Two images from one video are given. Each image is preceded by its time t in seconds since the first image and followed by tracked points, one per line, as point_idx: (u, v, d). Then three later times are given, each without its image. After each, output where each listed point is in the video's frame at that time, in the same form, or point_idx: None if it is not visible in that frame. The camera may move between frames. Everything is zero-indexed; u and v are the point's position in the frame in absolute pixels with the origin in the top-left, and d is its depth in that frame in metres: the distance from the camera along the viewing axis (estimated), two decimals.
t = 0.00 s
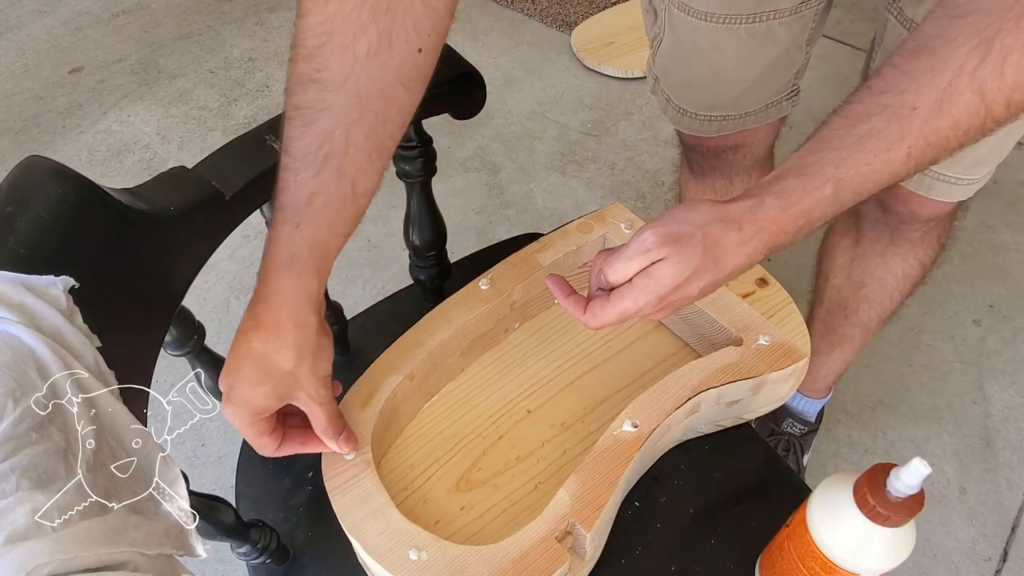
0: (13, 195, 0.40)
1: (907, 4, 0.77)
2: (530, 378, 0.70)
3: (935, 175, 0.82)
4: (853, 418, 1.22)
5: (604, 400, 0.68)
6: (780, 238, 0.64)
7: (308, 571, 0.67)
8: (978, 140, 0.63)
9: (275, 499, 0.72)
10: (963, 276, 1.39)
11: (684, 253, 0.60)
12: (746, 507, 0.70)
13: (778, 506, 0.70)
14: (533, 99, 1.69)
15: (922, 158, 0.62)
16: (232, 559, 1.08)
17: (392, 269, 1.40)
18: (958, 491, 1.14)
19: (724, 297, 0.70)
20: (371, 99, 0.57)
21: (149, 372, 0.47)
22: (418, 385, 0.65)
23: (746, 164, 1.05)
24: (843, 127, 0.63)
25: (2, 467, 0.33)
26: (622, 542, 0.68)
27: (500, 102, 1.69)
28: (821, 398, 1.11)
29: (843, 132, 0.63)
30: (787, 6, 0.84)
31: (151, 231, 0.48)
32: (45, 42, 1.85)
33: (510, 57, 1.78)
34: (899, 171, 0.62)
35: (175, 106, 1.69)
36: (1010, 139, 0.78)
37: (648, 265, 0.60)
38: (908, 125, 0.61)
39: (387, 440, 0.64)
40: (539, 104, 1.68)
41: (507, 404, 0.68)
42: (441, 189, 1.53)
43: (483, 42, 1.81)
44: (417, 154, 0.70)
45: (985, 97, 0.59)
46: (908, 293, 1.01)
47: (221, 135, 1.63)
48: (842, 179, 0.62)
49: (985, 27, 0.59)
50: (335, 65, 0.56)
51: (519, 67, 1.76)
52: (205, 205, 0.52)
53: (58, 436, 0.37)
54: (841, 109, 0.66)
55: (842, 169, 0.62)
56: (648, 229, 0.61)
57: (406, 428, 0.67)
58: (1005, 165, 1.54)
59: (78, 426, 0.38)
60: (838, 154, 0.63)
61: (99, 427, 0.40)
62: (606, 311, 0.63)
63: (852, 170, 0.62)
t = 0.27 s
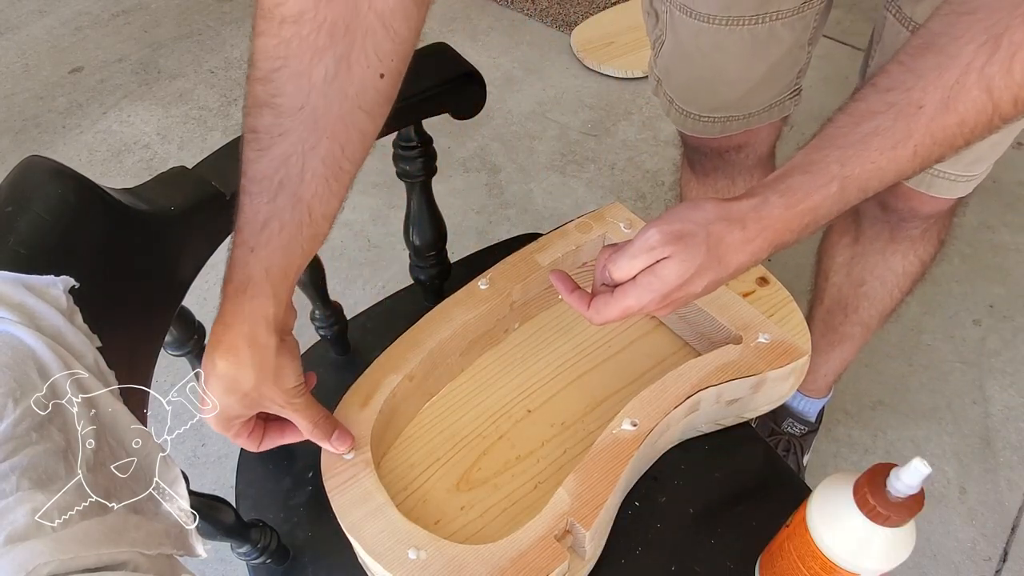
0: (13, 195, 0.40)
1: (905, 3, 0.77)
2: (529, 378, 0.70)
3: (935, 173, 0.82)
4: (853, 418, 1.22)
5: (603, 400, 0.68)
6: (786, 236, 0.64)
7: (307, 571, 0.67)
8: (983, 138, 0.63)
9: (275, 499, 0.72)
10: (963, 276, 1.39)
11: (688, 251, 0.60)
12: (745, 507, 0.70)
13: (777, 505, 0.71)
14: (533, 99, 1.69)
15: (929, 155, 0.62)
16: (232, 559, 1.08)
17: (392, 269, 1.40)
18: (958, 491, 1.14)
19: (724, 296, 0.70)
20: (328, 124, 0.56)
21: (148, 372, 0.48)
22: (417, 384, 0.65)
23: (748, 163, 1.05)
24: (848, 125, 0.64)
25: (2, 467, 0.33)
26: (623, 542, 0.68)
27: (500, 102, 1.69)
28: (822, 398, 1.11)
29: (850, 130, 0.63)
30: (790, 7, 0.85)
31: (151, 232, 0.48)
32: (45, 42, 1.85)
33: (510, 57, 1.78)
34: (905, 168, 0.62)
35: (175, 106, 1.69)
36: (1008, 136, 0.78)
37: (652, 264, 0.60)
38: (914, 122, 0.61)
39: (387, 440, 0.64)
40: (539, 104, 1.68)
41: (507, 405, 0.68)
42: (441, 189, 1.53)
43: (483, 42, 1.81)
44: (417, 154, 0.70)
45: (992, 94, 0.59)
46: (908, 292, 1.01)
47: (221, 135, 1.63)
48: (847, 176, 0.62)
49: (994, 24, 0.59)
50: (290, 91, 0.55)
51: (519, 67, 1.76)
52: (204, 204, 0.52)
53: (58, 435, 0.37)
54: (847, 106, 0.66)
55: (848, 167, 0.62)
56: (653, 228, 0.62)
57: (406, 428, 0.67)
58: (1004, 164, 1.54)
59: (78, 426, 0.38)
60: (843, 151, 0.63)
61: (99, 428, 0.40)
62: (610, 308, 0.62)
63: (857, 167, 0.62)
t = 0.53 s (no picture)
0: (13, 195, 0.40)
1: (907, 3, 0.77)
2: (530, 378, 0.70)
3: (937, 176, 0.82)
4: (853, 418, 1.22)
5: (603, 400, 0.68)
6: (774, 235, 0.65)
7: (308, 571, 0.67)
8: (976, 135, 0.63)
9: (276, 499, 0.72)
10: (963, 275, 1.40)
11: (679, 254, 0.60)
12: (746, 507, 0.70)
13: (777, 505, 0.70)
14: (533, 99, 1.69)
15: (918, 152, 0.62)
16: (232, 559, 1.08)
17: (392, 269, 1.40)
18: (958, 491, 1.14)
19: (724, 296, 0.70)
20: (332, 133, 0.57)
21: (149, 372, 0.48)
22: (417, 383, 0.65)
23: (748, 164, 1.05)
24: (837, 123, 0.63)
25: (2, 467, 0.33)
26: (623, 542, 0.68)
27: (500, 102, 1.69)
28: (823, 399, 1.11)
29: (838, 126, 0.63)
30: (789, 8, 0.85)
31: (151, 232, 0.48)
32: (45, 42, 1.85)
33: (510, 57, 1.78)
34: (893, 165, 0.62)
35: (175, 106, 1.69)
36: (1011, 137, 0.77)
37: (643, 267, 0.60)
38: (903, 120, 0.61)
39: (387, 440, 0.64)
40: (539, 104, 1.68)
41: (507, 404, 0.68)
42: (441, 189, 1.53)
43: (483, 42, 1.81)
44: (417, 155, 0.70)
45: (981, 92, 0.59)
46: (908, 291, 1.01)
47: (221, 135, 1.63)
48: (836, 174, 0.62)
49: (982, 22, 0.59)
50: (292, 101, 0.55)
51: (519, 67, 1.76)
52: (205, 204, 0.52)
53: (58, 436, 0.37)
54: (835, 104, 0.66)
55: (837, 165, 0.62)
56: (644, 230, 0.61)
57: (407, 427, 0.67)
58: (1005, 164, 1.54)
59: (78, 426, 0.38)
60: (832, 149, 0.63)
61: (99, 428, 0.40)
62: (602, 313, 0.63)
63: (846, 165, 0.62)
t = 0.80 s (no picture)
0: (13, 196, 0.40)
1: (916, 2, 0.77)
2: (530, 378, 0.70)
3: (956, 189, 0.81)
4: (853, 418, 1.22)
5: (604, 400, 0.68)
6: (799, 234, 0.61)
7: (308, 571, 0.67)
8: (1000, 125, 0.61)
9: (276, 499, 0.72)
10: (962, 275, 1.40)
11: (684, 247, 0.59)
12: (746, 507, 0.70)
13: (777, 504, 0.70)
14: (533, 99, 1.69)
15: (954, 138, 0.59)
16: (232, 559, 1.08)
17: (392, 269, 1.40)
18: (958, 491, 1.14)
19: (724, 297, 0.70)
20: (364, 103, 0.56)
21: (149, 373, 0.48)
22: (418, 383, 0.65)
23: (747, 164, 1.05)
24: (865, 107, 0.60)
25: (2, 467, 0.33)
26: (623, 542, 0.68)
27: (500, 102, 1.69)
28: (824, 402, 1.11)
29: (859, 112, 0.61)
30: (789, 10, 0.85)
31: (151, 233, 0.48)
32: (44, 42, 1.85)
33: (510, 57, 1.78)
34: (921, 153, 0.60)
35: (175, 106, 1.69)
36: None
37: (648, 259, 0.60)
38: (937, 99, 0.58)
39: (387, 440, 0.64)
40: (539, 104, 1.68)
41: (507, 404, 0.68)
42: (441, 189, 1.53)
43: (483, 42, 1.81)
44: (417, 154, 0.70)
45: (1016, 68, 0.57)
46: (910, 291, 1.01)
47: (221, 135, 1.63)
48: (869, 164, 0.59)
49: None
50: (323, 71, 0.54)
51: (519, 67, 1.76)
52: (205, 204, 0.52)
53: (58, 436, 0.37)
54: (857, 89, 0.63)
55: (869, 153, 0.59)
56: (649, 222, 0.61)
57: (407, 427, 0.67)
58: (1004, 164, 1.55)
59: (78, 426, 0.38)
60: (858, 135, 0.60)
61: (99, 427, 0.40)
62: (604, 317, 0.61)
63: (879, 154, 0.59)
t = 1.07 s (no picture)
0: (13, 196, 0.40)
1: None
2: (531, 378, 0.70)
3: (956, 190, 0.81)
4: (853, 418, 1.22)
5: (604, 400, 0.68)
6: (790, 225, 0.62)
7: (307, 571, 0.67)
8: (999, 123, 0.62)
9: (276, 499, 0.72)
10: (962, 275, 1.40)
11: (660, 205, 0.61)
12: (746, 507, 0.70)
13: (778, 504, 0.70)
14: (533, 99, 1.69)
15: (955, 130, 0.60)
16: (232, 559, 1.08)
17: (392, 269, 1.40)
18: (958, 491, 1.14)
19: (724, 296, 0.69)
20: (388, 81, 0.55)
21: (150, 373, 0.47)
22: (417, 383, 0.65)
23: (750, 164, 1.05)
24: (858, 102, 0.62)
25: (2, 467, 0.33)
26: (622, 542, 0.68)
27: (500, 102, 1.69)
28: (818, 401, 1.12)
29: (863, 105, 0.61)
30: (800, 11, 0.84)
31: (150, 233, 0.48)
32: (44, 42, 1.85)
33: (510, 57, 1.78)
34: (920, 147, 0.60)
35: (175, 106, 1.69)
36: None
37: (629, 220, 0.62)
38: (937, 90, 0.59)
39: (387, 440, 0.64)
40: (539, 104, 1.68)
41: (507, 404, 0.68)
42: (441, 189, 1.53)
43: (483, 42, 1.81)
44: (417, 154, 0.70)
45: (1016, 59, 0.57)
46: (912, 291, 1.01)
47: (221, 135, 1.63)
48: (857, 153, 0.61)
49: None
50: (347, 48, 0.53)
51: (519, 67, 1.76)
52: (205, 204, 0.52)
53: (58, 436, 0.37)
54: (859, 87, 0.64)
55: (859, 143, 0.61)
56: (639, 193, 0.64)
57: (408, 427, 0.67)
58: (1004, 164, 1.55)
59: (78, 426, 0.38)
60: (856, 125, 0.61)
61: (99, 427, 0.40)
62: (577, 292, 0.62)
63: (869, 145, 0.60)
